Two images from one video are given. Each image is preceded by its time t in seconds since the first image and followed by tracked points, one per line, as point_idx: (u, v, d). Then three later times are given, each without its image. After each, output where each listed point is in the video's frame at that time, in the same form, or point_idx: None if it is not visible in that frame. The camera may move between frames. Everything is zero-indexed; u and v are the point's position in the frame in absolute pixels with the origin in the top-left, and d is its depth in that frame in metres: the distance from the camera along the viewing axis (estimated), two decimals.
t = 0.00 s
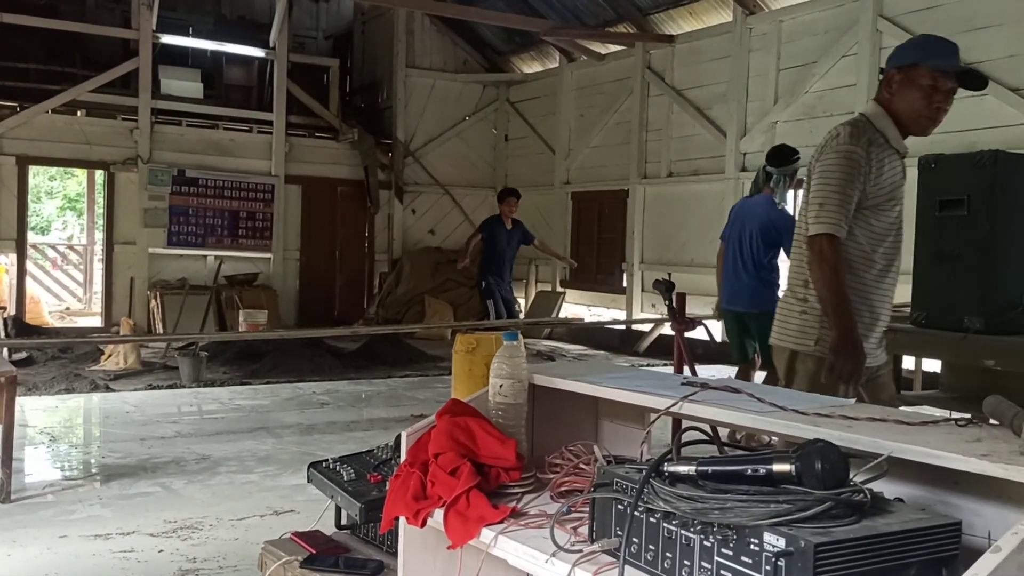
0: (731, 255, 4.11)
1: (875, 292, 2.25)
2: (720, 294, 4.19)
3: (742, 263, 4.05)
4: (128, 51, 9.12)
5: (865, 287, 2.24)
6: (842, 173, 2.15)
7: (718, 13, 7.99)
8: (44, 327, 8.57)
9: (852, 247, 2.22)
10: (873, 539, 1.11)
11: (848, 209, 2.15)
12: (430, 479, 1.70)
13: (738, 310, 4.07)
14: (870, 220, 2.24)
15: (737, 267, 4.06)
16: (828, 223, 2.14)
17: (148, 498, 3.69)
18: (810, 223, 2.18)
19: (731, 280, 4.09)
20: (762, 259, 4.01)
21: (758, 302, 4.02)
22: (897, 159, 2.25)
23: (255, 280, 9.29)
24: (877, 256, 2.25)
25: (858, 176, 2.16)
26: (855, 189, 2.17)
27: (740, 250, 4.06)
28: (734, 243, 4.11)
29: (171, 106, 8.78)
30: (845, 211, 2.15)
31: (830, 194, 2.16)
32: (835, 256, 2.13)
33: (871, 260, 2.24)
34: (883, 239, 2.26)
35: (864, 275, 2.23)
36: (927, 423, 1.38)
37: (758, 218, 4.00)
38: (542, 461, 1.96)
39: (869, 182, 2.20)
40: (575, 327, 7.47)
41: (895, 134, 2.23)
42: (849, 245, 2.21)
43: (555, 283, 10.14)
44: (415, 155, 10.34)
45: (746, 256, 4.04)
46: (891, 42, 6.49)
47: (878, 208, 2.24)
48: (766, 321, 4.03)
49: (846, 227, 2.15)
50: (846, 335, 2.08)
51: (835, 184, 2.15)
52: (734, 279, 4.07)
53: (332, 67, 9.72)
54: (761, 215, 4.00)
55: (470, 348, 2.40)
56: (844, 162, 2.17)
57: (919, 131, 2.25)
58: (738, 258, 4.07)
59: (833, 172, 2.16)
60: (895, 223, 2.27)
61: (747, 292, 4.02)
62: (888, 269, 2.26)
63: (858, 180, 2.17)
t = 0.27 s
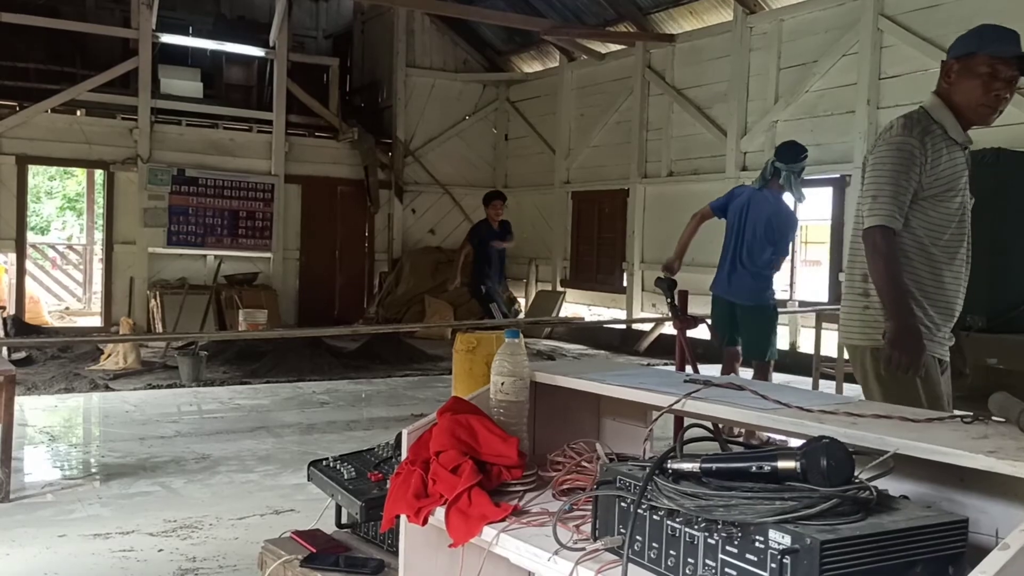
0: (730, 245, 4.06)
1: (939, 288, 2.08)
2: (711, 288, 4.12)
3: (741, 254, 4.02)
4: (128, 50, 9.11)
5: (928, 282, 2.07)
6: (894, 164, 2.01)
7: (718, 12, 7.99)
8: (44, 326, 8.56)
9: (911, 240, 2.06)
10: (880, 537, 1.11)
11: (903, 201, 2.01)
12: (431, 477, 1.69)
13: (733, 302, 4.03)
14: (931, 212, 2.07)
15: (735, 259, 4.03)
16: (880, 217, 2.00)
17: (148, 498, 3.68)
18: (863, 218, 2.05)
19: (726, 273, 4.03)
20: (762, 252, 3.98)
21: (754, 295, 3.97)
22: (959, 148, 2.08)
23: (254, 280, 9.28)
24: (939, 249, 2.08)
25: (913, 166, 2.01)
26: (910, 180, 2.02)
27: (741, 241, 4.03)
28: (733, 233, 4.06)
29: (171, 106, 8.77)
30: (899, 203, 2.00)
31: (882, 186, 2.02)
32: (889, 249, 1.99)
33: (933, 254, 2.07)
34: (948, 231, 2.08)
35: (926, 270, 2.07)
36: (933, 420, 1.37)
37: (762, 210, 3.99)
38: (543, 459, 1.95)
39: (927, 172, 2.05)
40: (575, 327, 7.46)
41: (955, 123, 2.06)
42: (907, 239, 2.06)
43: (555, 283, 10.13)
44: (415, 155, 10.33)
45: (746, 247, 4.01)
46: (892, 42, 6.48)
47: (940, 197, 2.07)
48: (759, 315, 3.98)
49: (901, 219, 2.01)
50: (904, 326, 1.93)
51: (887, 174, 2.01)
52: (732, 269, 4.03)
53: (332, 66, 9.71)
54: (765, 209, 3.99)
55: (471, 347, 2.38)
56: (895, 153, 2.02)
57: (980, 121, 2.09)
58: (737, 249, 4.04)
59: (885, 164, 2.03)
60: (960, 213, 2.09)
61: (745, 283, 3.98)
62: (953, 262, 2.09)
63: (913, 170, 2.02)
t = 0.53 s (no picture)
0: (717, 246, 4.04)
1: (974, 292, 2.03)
2: (697, 288, 4.09)
3: (729, 255, 4.01)
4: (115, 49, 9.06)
5: (963, 286, 2.02)
6: (934, 166, 1.95)
7: (707, 12, 8.00)
8: (29, 326, 8.49)
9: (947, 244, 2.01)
10: (864, 535, 1.10)
11: (942, 203, 1.95)
12: (417, 477, 1.68)
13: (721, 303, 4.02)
14: (967, 216, 2.02)
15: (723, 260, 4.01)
16: (920, 219, 1.93)
17: (134, 499, 3.65)
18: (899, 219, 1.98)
19: (714, 274, 4.01)
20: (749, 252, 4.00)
21: (743, 296, 3.98)
22: (998, 151, 2.03)
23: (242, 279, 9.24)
24: (975, 253, 2.03)
25: (952, 167, 1.96)
26: (949, 182, 1.95)
27: (730, 241, 4.01)
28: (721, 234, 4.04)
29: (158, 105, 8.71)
30: (938, 206, 1.94)
31: (921, 188, 1.96)
32: (930, 253, 1.92)
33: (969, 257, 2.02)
34: (983, 234, 2.03)
35: (962, 274, 2.01)
36: (917, 418, 1.37)
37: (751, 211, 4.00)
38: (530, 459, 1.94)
39: (965, 175, 1.99)
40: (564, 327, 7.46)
41: (995, 128, 2.00)
42: (944, 242, 2.00)
43: (544, 282, 10.12)
44: (404, 154, 10.30)
45: (735, 249, 4.01)
46: (880, 42, 6.50)
47: (979, 201, 2.02)
48: (744, 316, 3.99)
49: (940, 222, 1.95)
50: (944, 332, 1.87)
51: (927, 176, 1.95)
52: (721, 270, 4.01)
53: (321, 66, 9.67)
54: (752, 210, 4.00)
55: (459, 347, 2.38)
56: (934, 155, 1.96)
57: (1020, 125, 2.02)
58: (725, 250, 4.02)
59: (924, 166, 1.96)
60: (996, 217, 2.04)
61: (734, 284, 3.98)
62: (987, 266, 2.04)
63: (952, 172, 1.96)
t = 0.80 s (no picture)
0: (717, 261, 4.04)
1: None
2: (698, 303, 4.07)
3: (732, 269, 4.02)
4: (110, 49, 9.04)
5: None
6: (1004, 177, 2.11)
7: (702, 13, 8.00)
8: (24, 327, 8.47)
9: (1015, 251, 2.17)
10: (852, 536, 1.10)
11: (1012, 212, 2.11)
12: (408, 478, 1.68)
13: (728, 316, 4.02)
14: None
15: (727, 274, 4.02)
16: (993, 228, 2.09)
17: (127, 500, 3.64)
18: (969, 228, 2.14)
19: (719, 288, 4.01)
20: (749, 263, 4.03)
21: (748, 307, 4.01)
22: None
23: (238, 280, 9.22)
24: None
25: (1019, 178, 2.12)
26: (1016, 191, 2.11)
27: (731, 255, 4.02)
28: (719, 248, 4.04)
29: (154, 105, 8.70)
30: (1008, 216, 2.10)
31: (991, 199, 2.11)
32: (1001, 263, 2.08)
33: None
34: None
35: None
36: (907, 420, 1.37)
37: (749, 222, 4.03)
38: (521, 460, 1.94)
39: None
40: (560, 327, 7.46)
41: None
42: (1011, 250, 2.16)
43: (540, 283, 10.12)
44: (400, 155, 10.29)
45: (738, 261, 4.02)
46: (875, 43, 6.51)
47: None
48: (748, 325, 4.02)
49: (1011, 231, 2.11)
50: (1015, 346, 2.06)
51: (996, 187, 2.11)
52: (726, 284, 4.01)
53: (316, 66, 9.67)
54: (749, 221, 4.03)
55: (454, 348, 2.37)
56: (1004, 166, 2.12)
57: None
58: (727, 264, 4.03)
59: (994, 176, 2.12)
60: None
61: (739, 296, 4.00)
62: None
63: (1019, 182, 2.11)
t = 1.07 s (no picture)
0: (717, 251, 4.16)
1: None
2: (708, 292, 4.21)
3: (732, 255, 4.12)
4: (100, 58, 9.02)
5: None
6: None
7: (691, 9, 8.00)
8: (19, 338, 8.45)
9: None
10: (835, 529, 1.10)
11: None
12: (395, 481, 1.67)
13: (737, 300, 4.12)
14: None
15: (728, 261, 4.13)
16: None
17: (122, 509, 3.63)
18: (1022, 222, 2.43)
19: (722, 277, 4.14)
20: (748, 245, 4.10)
21: (755, 288, 4.10)
22: None
23: (232, 286, 9.21)
24: None
25: None
26: None
27: (729, 243, 4.13)
28: (717, 239, 4.17)
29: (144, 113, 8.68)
30: None
31: None
32: None
33: None
34: None
35: None
36: (892, 411, 1.37)
37: (739, 206, 4.11)
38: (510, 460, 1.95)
39: None
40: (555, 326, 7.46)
41: None
42: None
43: (535, 283, 10.12)
44: (392, 157, 10.28)
45: (736, 247, 4.11)
46: (863, 36, 6.52)
47: None
48: (759, 305, 4.10)
49: None
50: None
51: None
52: (729, 271, 4.13)
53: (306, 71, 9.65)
54: (739, 205, 4.10)
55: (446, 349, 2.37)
56: None
57: None
58: (727, 252, 4.14)
59: None
60: None
61: (744, 280, 4.10)
62: None
63: None
